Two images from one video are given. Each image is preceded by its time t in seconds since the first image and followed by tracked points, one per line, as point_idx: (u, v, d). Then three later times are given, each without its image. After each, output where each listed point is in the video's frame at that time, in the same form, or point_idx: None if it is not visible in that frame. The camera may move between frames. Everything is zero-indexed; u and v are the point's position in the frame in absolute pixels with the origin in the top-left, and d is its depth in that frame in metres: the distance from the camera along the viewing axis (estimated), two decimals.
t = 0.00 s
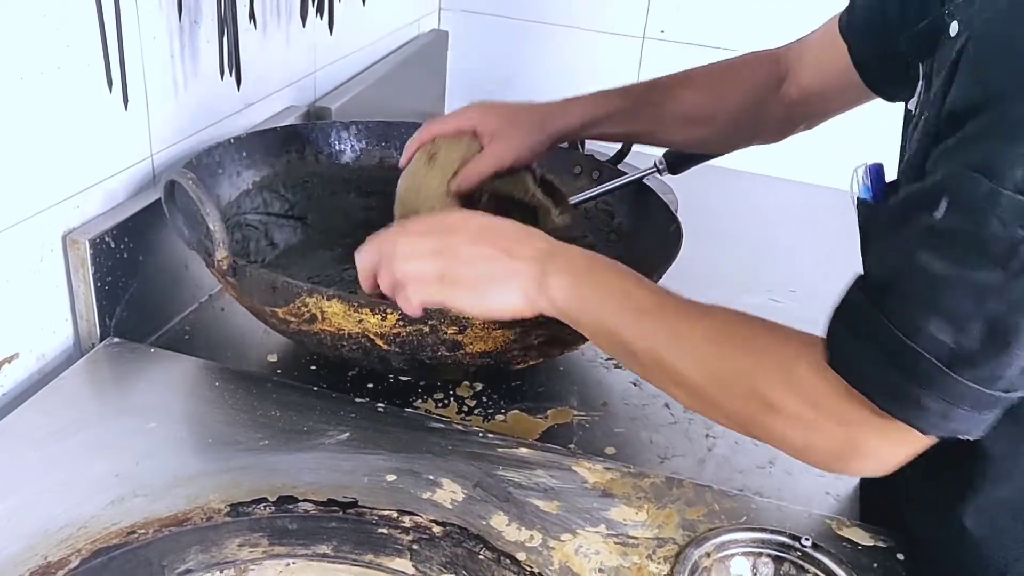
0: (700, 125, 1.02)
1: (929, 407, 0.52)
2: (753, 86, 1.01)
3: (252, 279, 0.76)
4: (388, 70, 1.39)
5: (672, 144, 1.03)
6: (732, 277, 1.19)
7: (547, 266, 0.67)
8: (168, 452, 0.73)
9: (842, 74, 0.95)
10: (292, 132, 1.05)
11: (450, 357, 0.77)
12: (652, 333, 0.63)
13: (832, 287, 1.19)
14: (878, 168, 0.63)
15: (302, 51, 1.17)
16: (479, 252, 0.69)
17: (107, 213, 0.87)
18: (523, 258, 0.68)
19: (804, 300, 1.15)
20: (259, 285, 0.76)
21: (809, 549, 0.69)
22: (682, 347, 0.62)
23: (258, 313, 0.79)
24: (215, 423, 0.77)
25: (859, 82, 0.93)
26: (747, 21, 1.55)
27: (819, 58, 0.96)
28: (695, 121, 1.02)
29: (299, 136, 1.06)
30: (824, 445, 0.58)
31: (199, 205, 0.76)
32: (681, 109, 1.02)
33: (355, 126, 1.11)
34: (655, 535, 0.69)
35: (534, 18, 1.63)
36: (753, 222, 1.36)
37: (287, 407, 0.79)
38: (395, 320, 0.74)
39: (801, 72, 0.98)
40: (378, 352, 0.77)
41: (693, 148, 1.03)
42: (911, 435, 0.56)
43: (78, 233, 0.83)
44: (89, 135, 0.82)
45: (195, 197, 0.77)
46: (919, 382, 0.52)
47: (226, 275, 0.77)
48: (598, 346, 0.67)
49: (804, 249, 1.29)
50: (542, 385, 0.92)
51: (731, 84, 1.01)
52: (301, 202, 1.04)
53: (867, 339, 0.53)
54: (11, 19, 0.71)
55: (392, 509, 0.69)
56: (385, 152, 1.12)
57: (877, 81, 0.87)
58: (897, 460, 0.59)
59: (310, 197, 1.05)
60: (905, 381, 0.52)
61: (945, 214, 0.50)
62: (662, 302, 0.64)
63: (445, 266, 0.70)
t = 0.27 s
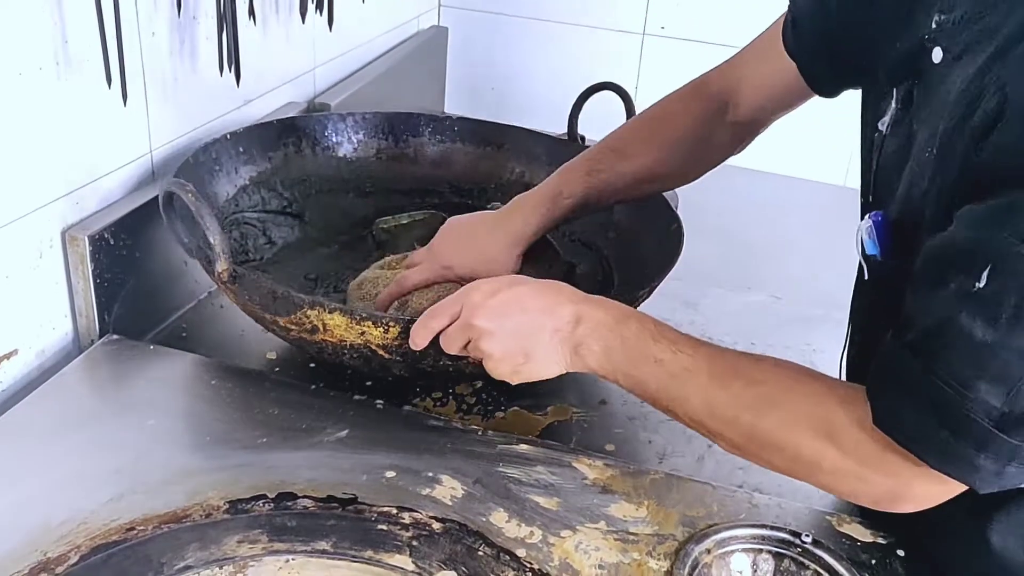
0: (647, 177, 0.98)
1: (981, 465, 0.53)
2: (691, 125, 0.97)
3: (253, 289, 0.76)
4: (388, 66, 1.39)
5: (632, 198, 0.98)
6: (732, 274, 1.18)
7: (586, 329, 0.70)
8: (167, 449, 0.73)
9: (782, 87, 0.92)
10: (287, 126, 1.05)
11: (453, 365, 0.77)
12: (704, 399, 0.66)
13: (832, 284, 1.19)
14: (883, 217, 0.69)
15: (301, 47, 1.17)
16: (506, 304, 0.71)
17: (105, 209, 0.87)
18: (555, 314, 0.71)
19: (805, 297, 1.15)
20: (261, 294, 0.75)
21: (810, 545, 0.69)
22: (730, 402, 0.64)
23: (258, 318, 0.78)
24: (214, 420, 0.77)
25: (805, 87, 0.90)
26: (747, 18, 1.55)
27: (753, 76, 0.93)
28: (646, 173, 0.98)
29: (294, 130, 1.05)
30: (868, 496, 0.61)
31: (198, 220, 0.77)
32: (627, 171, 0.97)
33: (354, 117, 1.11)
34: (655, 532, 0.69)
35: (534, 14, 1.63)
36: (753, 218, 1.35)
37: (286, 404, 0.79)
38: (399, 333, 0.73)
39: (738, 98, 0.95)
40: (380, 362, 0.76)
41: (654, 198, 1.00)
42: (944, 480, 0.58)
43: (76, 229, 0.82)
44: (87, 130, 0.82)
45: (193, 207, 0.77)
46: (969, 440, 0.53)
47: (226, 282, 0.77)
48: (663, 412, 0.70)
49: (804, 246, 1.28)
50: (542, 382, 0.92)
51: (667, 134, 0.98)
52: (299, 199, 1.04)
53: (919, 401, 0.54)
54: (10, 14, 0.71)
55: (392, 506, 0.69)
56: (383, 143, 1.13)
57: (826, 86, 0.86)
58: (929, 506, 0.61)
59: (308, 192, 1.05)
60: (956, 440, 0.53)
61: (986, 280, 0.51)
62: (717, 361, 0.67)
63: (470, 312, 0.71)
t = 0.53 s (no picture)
0: (622, 153, 1.00)
1: (997, 484, 0.53)
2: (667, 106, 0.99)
3: (261, 276, 0.76)
4: (387, 65, 1.38)
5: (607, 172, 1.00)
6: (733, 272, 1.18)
7: (598, 309, 0.70)
8: (167, 447, 0.73)
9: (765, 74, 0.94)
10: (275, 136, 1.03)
11: (465, 340, 0.77)
12: (711, 384, 0.65)
13: (833, 282, 1.19)
14: (899, 242, 0.68)
15: (301, 45, 1.17)
16: (522, 278, 0.72)
17: (105, 207, 0.87)
18: (568, 291, 0.71)
19: (805, 295, 1.14)
20: (268, 283, 0.75)
21: (811, 544, 0.69)
22: (736, 394, 0.64)
23: (264, 310, 0.78)
24: (214, 418, 0.77)
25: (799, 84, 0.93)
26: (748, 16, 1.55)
27: (734, 62, 0.95)
28: (622, 148, 1.00)
29: (282, 140, 1.03)
30: (865, 496, 0.62)
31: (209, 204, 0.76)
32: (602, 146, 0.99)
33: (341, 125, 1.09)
34: (656, 530, 0.69)
35: (534, 12, 1.63)
36: (755, 217, 1.35)
37: (286, 402, 0.79)
38: (413, 304, 0.74)
39: (717, 83, 0.97)
40: (392, 341, 0.76)
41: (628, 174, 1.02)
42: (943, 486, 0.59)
43: (76, 227, 0.82)
44: (86, 129, 0.82)
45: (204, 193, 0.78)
46: (982, 456, 0.53)
47: (233, 272, 0.77)
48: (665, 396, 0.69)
49: (805, 244, 1.28)
50: (543, 379, 0.91)
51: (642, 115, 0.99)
52: (290, 203, 1.03)
53: (932, 416, 0.55)
54: (9, 11, 0.71)
55: (392, 505, 0.69)
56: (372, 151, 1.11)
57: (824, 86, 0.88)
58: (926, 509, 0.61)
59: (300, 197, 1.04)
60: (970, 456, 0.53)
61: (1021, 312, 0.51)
62: (723, 352, 0.66)
63: (485, 282, 0.72)
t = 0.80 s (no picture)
0: (678, 164, 0.97)
1: (1010, 504, 0.53)
2: (720, 116, 0.96)
3: (270, 283, 0.76)
4: (387, 66, 1.38)
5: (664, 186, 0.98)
6: (733, 273, 1.18)
7: (609, 330, 0.70)
8: (167, 450, 0.73)
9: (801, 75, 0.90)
10: (277, 129, 1.03)
11: (472, 357, 0.78)
12: (724, 401, 0.65)
13: (833, 283, 1.19)
14: (908, 259, 0.68)
15: (300, 46, 1.17)
16: (540, 300, 0.72)
17: (104, 209, 0.87)
18: (580, 314, 0.71)
19: (805, 296, 1.14)
20: (278, 288, 0.76)
21: (810, 545, 0.69)
22: (746, 408, 0.64)
23: (271, 315, 0.78)
24: (213, 420, 0.77)
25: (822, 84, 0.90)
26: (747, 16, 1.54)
27: (777, 61, 0.92)
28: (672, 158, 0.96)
29: (284, 134, 1.04)
30: (880, 510, 0.61)
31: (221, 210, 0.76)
32: (653, 160, 0.96)
33: (343, 120, 1.09)
34: (655, 532, 0.69)
35: (533, 12, 1.63)
36: (754, 217, 1.35)
37: (286, 404, 0.79)
38: (422, 322, 0.74)
39: (765, 87, 0.93)
40: (399, 354, 0.77)
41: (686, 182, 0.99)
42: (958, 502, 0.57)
43: (75, 230, 0.82)
44: (85, 132, 0.82)
45: (213, 199, 0.77)
46: (998, 478, 0.52)
47: (240, 276, 0.77)
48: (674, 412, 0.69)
49: (804, 245, 1.28)
50: (543, 381, 0.91)
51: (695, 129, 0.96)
52: (291, 203, 1.03)
53: (948, 439, 0.54)
54: (7, 14, 0.71)
55: (392, 507, 0.69)
56: (371, 147, 1.12)
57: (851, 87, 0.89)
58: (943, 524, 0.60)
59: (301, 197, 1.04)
60: (985, 479, 0.53)
61: None
62: (734, 367, 0.66)
63: (497, 304, 0.72)
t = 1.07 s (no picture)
0: (664, 151, 0.98)
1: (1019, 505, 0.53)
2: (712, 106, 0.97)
3: (273, 285, 0.76)
4: (386, 67, 1.39)
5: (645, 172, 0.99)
6: (733, 273, 1.18)
7: (610, 337, 0.70)
8: (168, 451, 0.73)
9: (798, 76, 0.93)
10: (279, 129, 1.03)
11: (473, 357, 0.78)
12: (731, 407, 0.64)
13: (832, 283, 1.19)
14: (925, 260, 0.67)
15: (300, 48, 1.17)
16: (543, 306, 0.71)
17: (104, 210, 0.87)
18: (581, 320, 0.70)
19: (805, 296, 1.15)
20: (280, 290, 0.75)
21: (810, 546, 0.69)
22: (755, 413, 0.64)
23: (274, 317, 0.78)
24: (214, 422, 0.77)
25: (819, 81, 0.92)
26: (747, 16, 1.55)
27: (776, 59, 0.94)
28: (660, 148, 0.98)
29: (286, 133, 1.03)
30: (890, 512, 0.61)
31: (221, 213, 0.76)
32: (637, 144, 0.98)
33: (346, 120, 1.09)
34: (655, 533, 0.69)
35: (533, 13, 1.63)
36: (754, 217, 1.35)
37: (286, 405, 0.79)
38: (421, 323, 0.74)
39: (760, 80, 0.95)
40: (400, 355, 0.77)
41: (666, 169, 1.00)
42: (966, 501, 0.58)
43: (75, 231, 0.82)
44: (86, 133, 0.82)
45: (216, 202, 0.76)
46: (1014, 482, 0.53)
47: (243, 280, 0.77)
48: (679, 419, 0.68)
49: (805, 245, 1.28)
50: (543, 382, 0.92)
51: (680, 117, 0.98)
52: (292, 201, 1.03)
53: (964, 442, 0.54)
54: (8, 16, 0.71)
55: (392, 508, 0.69)
56: (374, 147, 1.12)
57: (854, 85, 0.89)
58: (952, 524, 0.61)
59: (302, 195, 1.04)
60: (999, 482, 0.53)
61: None
62: (740, 373, 0.66)
63: (497, 310, 0.71)
